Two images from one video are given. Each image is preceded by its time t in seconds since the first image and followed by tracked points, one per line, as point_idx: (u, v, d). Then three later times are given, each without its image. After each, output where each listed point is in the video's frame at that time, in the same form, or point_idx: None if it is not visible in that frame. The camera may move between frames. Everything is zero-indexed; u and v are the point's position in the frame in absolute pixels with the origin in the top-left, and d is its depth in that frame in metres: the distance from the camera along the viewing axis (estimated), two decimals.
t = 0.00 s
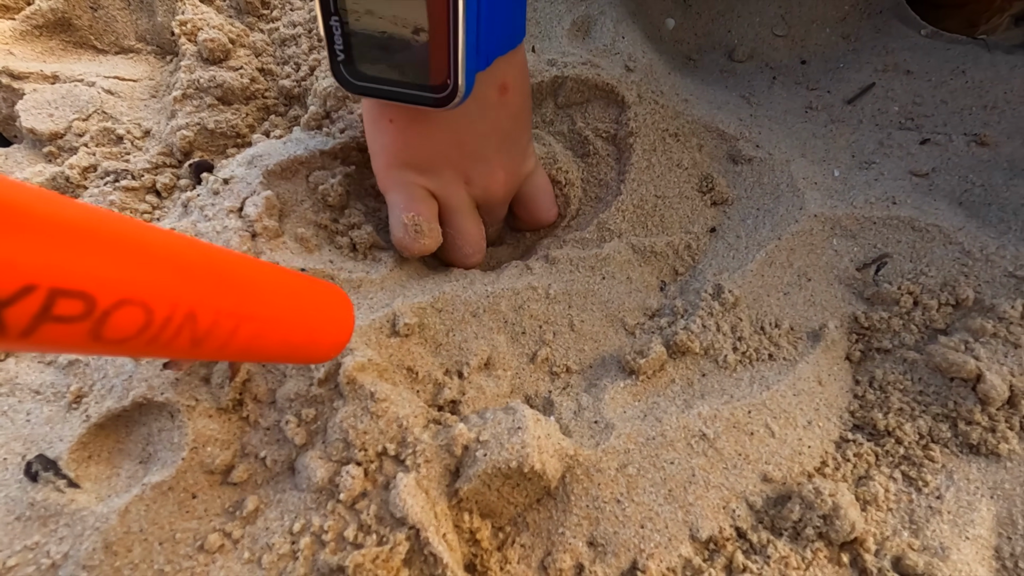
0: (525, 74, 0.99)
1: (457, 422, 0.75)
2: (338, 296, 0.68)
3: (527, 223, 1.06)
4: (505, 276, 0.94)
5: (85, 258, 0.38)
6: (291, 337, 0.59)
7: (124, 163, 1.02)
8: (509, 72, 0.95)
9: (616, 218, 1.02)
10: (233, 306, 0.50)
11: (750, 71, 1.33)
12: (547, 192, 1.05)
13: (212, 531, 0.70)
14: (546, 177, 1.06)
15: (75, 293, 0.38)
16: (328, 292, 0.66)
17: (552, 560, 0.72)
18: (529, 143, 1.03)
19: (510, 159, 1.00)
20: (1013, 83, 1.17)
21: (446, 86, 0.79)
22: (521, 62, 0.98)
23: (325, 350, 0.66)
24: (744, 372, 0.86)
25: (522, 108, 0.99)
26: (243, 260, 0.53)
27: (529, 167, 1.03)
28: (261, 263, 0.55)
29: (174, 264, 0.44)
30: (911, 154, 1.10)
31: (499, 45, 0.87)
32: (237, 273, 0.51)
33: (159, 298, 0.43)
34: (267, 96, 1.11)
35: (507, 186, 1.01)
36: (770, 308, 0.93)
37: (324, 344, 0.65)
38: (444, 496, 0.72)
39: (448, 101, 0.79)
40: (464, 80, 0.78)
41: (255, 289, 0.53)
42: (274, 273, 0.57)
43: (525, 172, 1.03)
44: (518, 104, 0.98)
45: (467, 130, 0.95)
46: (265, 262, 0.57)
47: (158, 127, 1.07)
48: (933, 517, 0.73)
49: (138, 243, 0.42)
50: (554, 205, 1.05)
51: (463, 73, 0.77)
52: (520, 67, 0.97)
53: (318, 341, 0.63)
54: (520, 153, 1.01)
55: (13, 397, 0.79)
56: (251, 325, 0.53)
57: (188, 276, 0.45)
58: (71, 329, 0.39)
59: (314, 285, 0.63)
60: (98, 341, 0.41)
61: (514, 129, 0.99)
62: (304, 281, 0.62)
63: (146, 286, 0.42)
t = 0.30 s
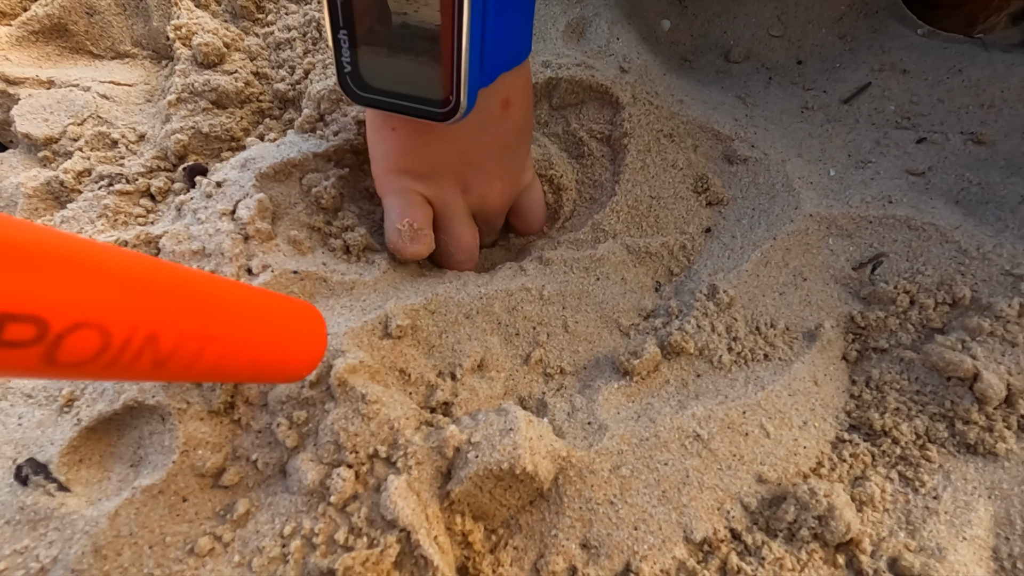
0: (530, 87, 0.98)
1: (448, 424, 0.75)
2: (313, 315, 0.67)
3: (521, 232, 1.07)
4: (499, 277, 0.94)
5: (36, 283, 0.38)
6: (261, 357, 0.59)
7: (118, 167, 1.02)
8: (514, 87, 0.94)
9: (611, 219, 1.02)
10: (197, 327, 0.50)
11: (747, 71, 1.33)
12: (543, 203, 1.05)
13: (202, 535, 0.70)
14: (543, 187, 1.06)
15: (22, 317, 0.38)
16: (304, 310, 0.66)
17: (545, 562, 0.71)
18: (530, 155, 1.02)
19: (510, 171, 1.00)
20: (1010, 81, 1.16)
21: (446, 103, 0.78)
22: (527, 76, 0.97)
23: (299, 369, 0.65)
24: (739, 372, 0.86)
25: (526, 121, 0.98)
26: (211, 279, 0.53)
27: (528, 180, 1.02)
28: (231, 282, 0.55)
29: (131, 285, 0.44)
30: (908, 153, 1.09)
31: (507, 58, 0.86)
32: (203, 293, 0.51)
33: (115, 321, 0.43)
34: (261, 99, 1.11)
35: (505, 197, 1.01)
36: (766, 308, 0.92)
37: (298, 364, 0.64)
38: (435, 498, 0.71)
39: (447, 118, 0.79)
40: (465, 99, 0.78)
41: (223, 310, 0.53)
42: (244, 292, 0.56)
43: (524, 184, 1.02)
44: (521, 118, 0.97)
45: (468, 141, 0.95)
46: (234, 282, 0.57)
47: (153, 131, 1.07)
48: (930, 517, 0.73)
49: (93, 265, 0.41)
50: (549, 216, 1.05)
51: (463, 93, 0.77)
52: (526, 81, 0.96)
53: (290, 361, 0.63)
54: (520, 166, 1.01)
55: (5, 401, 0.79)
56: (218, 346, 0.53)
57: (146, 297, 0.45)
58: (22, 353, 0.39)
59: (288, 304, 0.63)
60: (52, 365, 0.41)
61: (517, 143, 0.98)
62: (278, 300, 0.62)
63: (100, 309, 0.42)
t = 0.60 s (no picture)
0: (501, 84, 1.01)
1: (430, 426, 0.78)
2: (303, 337, 0.70)
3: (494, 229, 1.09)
4: (482, 284, 0.97)
5: (20, 306, 0.39)
6: (248, 378, 0.61)
7: (116, 181, 1.06)
8: (476, 79, 0.99)
9: (591, 227, 1.05)
10: (183, 349, 0.52)
11: (728, 81, 1.36)
12: (513, 202, 1.06)
13: (194, 534, 0.73)
14: (518, 189, 1.07)
15: (8, 339, 0.39)
16: (294, 332, 0.68)
17: (524, 559, 0.74)
18: (500, 152, 1.05)
19: (473, 162, 1.04)
20: (983, 89, 1.19)
21: (373, 74, 0.85)
22: (496, 71, 1.00)
23: (285, 391, 0.68)
24: (714, 375, 0.88)
25: (492, 116, 1.02)
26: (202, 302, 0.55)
27: (494, 175, 1.05)
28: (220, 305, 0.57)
29: (120, 307, 0.46)
30: (882, 160, 1.12)
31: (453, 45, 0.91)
32: (192, 316, 0.53)
33: (103, 343, 0.45)
34: (254, 114, 1.15)
35: (469, 188, 1.05)
36: (742, 312, 0.95)
37: (284, 386, 0.66)
38: (417, 498, 0.74)
39: (373, 87, 0.85)
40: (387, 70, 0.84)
41: (211, 333, 0.54)
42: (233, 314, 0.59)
43: (491, 178, 1.05)
44: (485, 112, 1.01)
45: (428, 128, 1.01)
46: (226, 306, 0.59)
47: (150, 146, 1.11)
48: (896, 513, 0.75)
49: (79, 288, 0.43)
50: (519, 216, 1.06)
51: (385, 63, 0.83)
52: (494, 76, 1.00)
53: (277, 383, 0.65)
54: (485, 159, 1.04)
55: (7, 408, 0.83)
56: (204, 366, 0.54)
57: (134, 321, 0.47)
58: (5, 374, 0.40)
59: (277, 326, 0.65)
60: (35, 386, 0.42)
61: (478, 135, 1.02)
62: (269, 324, 0.64)
63: (88, 331, 0.43)
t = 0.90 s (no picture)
0: (526, 135, 0.95)
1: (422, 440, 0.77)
2: (286, 350, 0.72)
3: (486, 251, 1.09)
4: (475, 296, 0.97)
5: None
6: (232, 394, 0.62)
7: (110, 196, 1.06)
8: (502, 130, 0.92)
9: (585, 237, 1.05)
10: (165, 368, 0.53)
11: (722, 90, 1.36)
12: (512, 240, 1.05)
13: (185, 551, 0.72)
14: (520, 228, 1.05)
15: None
16: (276, 347, 0.70)
17: (517, 573, 0.73)
18: (510, 194, 1.01)
19: (481, 202, 1.00)
20: (975, 95, 1.19)
21: (402, 122, 0.81)
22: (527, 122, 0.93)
23: (269, 406, 0.69)
24: (709, 385, 0.88)
25: (511, 164, 0.96)
26: (185, 320, 0.57)
27: (500, 214, 1.02)
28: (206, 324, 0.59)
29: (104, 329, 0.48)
30: (875, 168, 1.12)
31: (491, 98, 0.86)
32: (174, 335, 0.54)
33: (81, 364, 0.46)
34: (249, 128, 1.16)
35: (472, 223, 1.02)
36: (736, 322, 0.95)
37: (267, 401, 0.68)
38: (410, 512, 0.74)
39: (402, 137, 0.82)
40: (418, 121, 0.80)
41: (195, 352, 0.56)
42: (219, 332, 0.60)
43: (496, 217, 1.03)
44: (505, 161, 0.95)
45: (443, 167, 0.94)
46: (212, 326, 0.60)
47: (144, 160, 1.11)
48: (892, 524, 0.75)
49: (59, 311, 0.44)
50: (516, 252, 1.06)
51: (416, 115, 0.79)
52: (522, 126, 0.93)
53: (259, 398, 0.66)
54: (495, 201, 1.00)
55: None
56: (187, 384, 0.56)
57: (117, 342, 0.49)
58: None
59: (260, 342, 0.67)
60: (14, 407, 0.43)
61: (493, 181, 0.97)
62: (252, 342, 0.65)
63: (66, 353, 0.45)
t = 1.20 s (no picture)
0: (481, 136, 0.91)
1: (391, 435, 0.74)
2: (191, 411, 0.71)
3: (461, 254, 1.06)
4: (451, 289, 0.94)
5: None
6: (121, 461, 0.59)
7: (81, 191, 1.03)
8: (449, 133, 0.88)
9: (566, 230, 1.02)
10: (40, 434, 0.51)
11: (709, 83, 1.34)
12: (483, 243, 1.03)
13: (141, 553, 0.69)
14: (489, 229, 1.02)
15: None
16: (171, 407, 0.68)
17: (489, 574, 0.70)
18: (472, 198, 0.98)
19: (443, 209, 0.97)
20: (967, 86, 1.17)
21: (336, 118, 0.80)
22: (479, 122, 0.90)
23: (167, 471, 0.66)
24: (692, 380, 0.85)
25: (467, 167, 0.93)
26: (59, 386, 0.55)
27: (465, 219, 0.99)
28: (84, 388, 0.57)
29: None
30: (865, 159, 1.09)
31: (433, 95, 0.82)
32: (64, 407, 0.54)
33: None
34: (225, 122, 1.13)
35: (438, 228, 1.00)
36: (721, 315, 0.92)
37: (165, 464, 0.65)
38: (377, 511, 0.70)
39: (336, 132, 0.81)
40: (349, 118, 0.78)
41: (71, 419, 0.54)
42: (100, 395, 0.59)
43: (462, 221, 0.99)
44: (459, 164, 0.92)
45: (395, 172, 0.91)
46: (92, 390, 0.59)
47: (116, 155, 1.09)
48: (881, 521, 0.71)
49: None
50: (489, 256, 1.03)
51: (346, 111, 0.78)
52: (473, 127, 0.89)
53: (155, 461, 0.63)
54: (457, 205, 0.97)
55: None
56: (66, 453, 0.53)
57: None
58: None
59: (153, 402, 0.65)
60: None
61: (450, 185, 0.94)
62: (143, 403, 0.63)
63: None
